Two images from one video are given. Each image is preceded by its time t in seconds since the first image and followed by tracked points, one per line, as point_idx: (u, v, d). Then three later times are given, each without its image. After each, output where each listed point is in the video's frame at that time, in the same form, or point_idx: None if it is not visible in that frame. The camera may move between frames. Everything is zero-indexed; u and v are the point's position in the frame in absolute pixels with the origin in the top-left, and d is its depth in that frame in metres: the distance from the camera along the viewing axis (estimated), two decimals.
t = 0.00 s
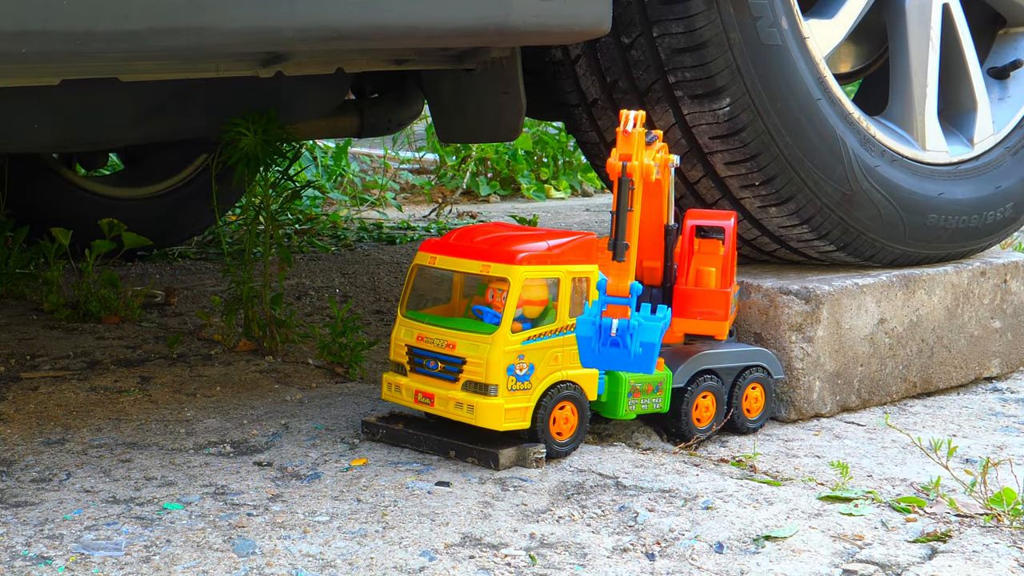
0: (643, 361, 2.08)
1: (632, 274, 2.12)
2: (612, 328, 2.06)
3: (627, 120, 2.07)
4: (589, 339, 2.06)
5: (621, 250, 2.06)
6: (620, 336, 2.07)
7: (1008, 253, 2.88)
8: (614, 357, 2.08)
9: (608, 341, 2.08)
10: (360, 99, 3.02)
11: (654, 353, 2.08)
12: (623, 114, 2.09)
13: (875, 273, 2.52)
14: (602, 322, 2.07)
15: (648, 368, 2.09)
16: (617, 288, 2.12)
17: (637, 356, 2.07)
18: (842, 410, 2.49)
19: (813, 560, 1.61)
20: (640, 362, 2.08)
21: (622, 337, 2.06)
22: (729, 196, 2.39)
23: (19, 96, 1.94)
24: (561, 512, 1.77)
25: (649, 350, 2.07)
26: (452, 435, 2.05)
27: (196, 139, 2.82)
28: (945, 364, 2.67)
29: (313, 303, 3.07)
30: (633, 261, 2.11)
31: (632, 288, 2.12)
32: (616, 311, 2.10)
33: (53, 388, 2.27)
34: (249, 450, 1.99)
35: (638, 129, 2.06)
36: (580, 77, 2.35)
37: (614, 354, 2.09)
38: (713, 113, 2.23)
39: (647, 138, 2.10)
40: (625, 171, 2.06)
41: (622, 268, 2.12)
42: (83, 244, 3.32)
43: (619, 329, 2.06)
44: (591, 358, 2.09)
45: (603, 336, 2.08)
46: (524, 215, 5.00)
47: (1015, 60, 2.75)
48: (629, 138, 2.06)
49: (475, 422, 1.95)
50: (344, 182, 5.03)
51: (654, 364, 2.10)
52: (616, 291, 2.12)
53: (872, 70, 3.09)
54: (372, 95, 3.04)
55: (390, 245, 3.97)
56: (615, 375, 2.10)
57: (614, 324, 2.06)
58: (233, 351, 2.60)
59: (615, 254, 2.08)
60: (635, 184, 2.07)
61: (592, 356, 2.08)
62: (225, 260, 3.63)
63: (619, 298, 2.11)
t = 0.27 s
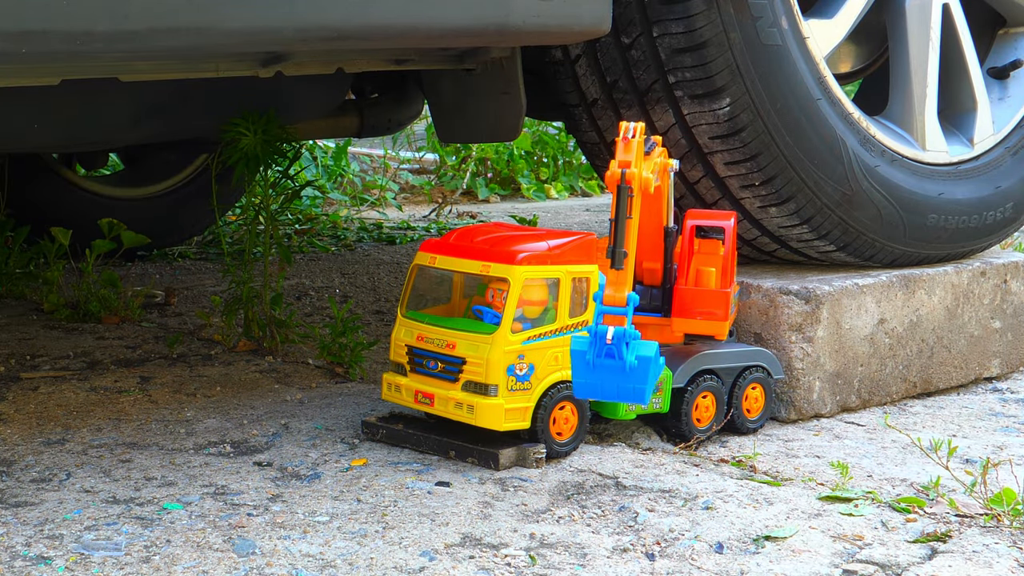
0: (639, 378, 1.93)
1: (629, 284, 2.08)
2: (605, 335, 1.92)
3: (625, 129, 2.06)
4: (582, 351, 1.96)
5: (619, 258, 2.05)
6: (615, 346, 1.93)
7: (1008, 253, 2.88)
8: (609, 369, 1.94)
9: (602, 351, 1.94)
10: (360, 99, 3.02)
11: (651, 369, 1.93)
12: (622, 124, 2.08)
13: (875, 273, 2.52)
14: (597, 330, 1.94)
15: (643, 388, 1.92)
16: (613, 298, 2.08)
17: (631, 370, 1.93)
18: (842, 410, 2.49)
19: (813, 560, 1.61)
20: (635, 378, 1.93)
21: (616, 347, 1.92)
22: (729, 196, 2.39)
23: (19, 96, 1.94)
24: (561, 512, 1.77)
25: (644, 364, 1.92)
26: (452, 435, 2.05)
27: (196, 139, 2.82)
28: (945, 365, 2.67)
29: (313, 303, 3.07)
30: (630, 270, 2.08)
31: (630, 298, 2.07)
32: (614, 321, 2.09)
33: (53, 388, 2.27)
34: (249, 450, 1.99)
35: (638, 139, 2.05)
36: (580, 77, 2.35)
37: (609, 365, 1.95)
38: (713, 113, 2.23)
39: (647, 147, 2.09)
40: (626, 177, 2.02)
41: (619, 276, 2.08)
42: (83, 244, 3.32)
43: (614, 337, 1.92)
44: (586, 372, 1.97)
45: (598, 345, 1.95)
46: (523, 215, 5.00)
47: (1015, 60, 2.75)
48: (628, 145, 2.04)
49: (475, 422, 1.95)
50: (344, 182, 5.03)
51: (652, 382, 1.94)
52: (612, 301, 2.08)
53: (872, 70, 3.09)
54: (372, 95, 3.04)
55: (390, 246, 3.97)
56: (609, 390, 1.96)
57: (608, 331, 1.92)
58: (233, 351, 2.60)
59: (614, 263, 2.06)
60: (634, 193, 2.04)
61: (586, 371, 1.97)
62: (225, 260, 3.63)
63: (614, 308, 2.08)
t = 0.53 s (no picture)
0: (638, 387, 1.93)
1: (628, 294, 2.01)
2: (605, 345, 1.92)
3: (625, 139, 2.01)
4: (582, 361, 1.95)
5: (618, 268, 1.97)
6: (614, 356, 1.92)
7: (1008, 253, 2.88)
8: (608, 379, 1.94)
9: (602, 361, 1.94)
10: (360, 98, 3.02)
11: (650, 379, 1.92)
12: (620, 133, 2.03)
13: (875, 273, 2.52)
14: (596, 340, 1.94)
15: (643, 397, 1.93)
16: (613, 307, 2.01)
17: (631, 379, 1.92)
18: (842, 410, 2.49)
19: (813, 560, 1.61)
20: (634, 388, 1.92)
21: (616, 357, 1.92)
22: (729, 196, 2.39)
23: (19, 96, 1.94)
24: (561, 512, 1.77)
25: (644, 374, 1.92)
26: (452, 435, 2.05)
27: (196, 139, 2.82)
28: (945, 364, 2.67)
29: (312, 303, 3.07)
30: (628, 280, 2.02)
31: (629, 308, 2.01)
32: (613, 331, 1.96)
33: (53, 388, 2.27)
34: (249, 450, 1.99)
35: (637, 149, 2.00)
36: (580, 77, 2.35)
37: (609, 375, 1.95)
38: (713, 113, 2.23)
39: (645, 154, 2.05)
40: (625, 189, 1.97)
41: (617, 287, 2.00)
42: (83, 244, 3.32)
43: (613, 347, 1.92)
44: (586, 380, 1.97)
45: (597, 355, 1.95)
46: (523, 215, 5.00)
47: (1015, 60, 2.75)
48: (627, 155, 1.98)
49: (475, 422, 1.95)
50: (344, 182, 5.03)
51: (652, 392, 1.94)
52: (612, 312, 2.01)
53: (872, 70, 3.09)
54: (371, 95, 3.04)
55: (390, 246, 3.97)
56: (608, 399, 1.96)
57: (608, 342, 1.92)
58: (233, 351, 2.60)
59: (613, 274, 1.98)
60: (632, 203, 2.00)
61: (586, 380, 1.97)
62: (225, 260, 3.63)
63: (614, 318, 2.00)
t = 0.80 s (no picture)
0: (638, 375, 1.93)
1: (629, 281, 2.02)
2: (605, 332, 1.93)
3: (627, 127, 2.05)
4: (582, 348, 1.97)
5: (620, 254, 2.00)
6: (614, 343, 1.93)
7: (1008, 252, 2.88)
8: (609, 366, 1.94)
9: (602, 347, 1.94)
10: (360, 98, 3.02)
11: (650, 367, 1.92)
12: (622, 123, 2.07)
13: (875, 273, 2.52)
14: (597, 327, 1.94)
15: (643, 385, 1.93)
16: (613, 295, 2.01)
17: (631, 367, 1.93)
18: (842, 410, 2.49)
19: (813, 560, 1.60)
20: (634, 376, 1.93)
21: (616, 343, 1.92)
22: (729, 196, 2.39)
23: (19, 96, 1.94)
24: (561, 512, 1.77)
25: (644, 362, 1.92)
26: (452, 435, 2.05)
27: (196, 140, 2.82)
28: (945, 364, 2.67)
29: (312, 303, 3.07)
30: (629, 268, 2.03)
31: (630, 294, 2.00)
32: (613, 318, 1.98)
33: (53, 388, 2.27)
34: (249, 450, 1.99)
35: (638, 138, 2.04)
36: (580, 77, 2.35)
37: (609, 362, 1.95)
38: (713, 113, 2.23)
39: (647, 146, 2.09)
40: (626, 176, 2.01)
41: (619, 273, 2.03)
42: (83, 244, 3.32)
43: (614, 334, 1.92)
44: (586, 368, 1.98)
45: (598, 342, 1.95)
46: (524, 215, 5.00)
47: (1015, 60, 2.75)
48: (629, 142, 2.04)
49: (475, 422, 1.95)
50: (344, 182, 5.03)
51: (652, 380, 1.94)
52: (612, 299, 2.01)
53: (872, 70, 3.09)
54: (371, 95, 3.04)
55: (390, 246, 3.97)
56: (609, 387, 1.96)
57: (608, 328, 1.93)
58: (233, 351, 2.60)
59: (614, 261, 2.01)
60: (634, 190, 2.03)
61: (587, 368, 1.98)
62: (225, 260, 3.63)
63: (614, 305, 2.00)
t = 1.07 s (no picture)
0: (639, 369, 1.99)
1: (629, 276, 2.10)
2: (606, 327, 2.00)
3: (628, 123, 2.08)
4: (583, 344, 2.03)
5: (620, 250, 2.07)
6: (615, 338, 1.99)
7: (1008, 252, 2.88)
8: (610, 361, 2.01)
9: (603, 342, 2.01)
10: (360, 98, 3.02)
11: (650, 362, 1.98)
12: (623, 119, 2.10)
13: (875, 273, 2.52)
14: (597, 323, 2.02)
15: (643, 380, 1.98)
16: (613, 290, 2.09)
17: (632, 362, 1.98)
18: (842, 410, 2.49)
19: (813, 560, 1.60)
20: (634, 370, 1.99)
21: (616, 338, 1.99)
22: (729, 196, 2.39)
23: (19, 96, 1.94)
24: (561, 512, 1.77)
25: (644, 357, 1.97)
26: (452, 435, 2.05)
27: (196, 140, 2.82)
28: (945, 364, 2.67)
29: (312, 303, 3.07)
30: (630, 263, 2.10)
31: (630, 290, 2.09)
32: (614, 312, 2.07)
33: (53, 388, 2.27)
34: (249, 450, 1.99)
35: (638, 135, 2.06)
36: (580, 77, 2.35)
37: (609, 358, 2.01)
38: (713, 113, 2.23)
39: (647, 142, 2.10)
40: (626, 171, 2.05)
41: (619, 268, 2.09)
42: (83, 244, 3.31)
43: (615, 328, 1.99)
44: (586, 364, 2.04)
45: (598, 338, 2.01)
46: (524, 215, 5.00)
47: (1015, 60, 2.75)
48: (629, 138, 2.05)
49: (475, 422, 1.95)
50: (344, 182, 5.03)
51: (652, 376, 2.00)
52: (613, 294, 2.09)
53: (872, 70, 3.09)
54: (371, 95, 3.04)
55: (390, 246, 3.97)
56: (609, 382, 2.02)
57: (609, 323, 1.99)
58: (233, 351, 2.60)
59: (614, 255, 2.08)
60: (635, 186, 2.07)
61: (587, 363, 2.04)
62: (225, 260, 3.63)
63: (615, 300, 2.08)
